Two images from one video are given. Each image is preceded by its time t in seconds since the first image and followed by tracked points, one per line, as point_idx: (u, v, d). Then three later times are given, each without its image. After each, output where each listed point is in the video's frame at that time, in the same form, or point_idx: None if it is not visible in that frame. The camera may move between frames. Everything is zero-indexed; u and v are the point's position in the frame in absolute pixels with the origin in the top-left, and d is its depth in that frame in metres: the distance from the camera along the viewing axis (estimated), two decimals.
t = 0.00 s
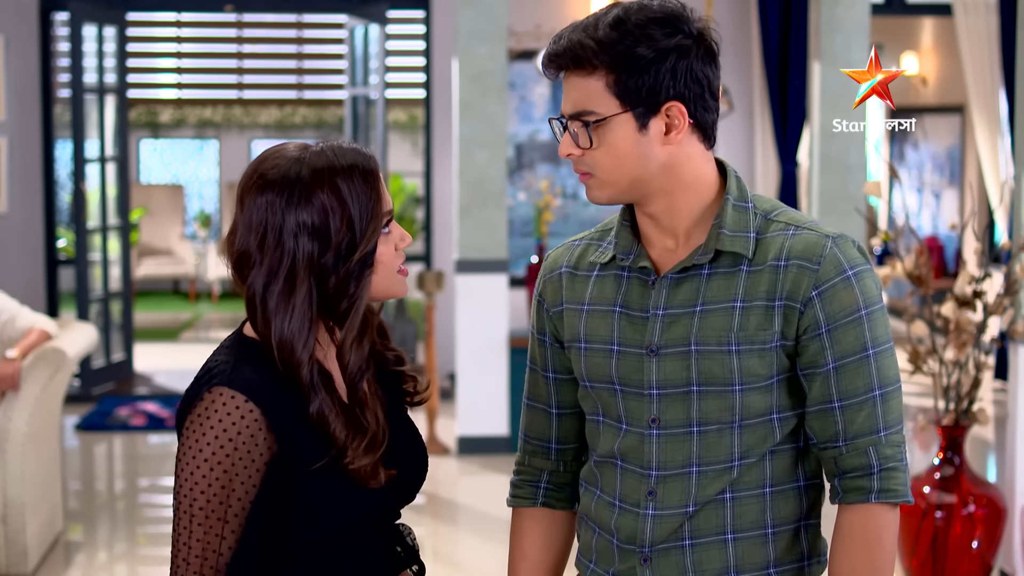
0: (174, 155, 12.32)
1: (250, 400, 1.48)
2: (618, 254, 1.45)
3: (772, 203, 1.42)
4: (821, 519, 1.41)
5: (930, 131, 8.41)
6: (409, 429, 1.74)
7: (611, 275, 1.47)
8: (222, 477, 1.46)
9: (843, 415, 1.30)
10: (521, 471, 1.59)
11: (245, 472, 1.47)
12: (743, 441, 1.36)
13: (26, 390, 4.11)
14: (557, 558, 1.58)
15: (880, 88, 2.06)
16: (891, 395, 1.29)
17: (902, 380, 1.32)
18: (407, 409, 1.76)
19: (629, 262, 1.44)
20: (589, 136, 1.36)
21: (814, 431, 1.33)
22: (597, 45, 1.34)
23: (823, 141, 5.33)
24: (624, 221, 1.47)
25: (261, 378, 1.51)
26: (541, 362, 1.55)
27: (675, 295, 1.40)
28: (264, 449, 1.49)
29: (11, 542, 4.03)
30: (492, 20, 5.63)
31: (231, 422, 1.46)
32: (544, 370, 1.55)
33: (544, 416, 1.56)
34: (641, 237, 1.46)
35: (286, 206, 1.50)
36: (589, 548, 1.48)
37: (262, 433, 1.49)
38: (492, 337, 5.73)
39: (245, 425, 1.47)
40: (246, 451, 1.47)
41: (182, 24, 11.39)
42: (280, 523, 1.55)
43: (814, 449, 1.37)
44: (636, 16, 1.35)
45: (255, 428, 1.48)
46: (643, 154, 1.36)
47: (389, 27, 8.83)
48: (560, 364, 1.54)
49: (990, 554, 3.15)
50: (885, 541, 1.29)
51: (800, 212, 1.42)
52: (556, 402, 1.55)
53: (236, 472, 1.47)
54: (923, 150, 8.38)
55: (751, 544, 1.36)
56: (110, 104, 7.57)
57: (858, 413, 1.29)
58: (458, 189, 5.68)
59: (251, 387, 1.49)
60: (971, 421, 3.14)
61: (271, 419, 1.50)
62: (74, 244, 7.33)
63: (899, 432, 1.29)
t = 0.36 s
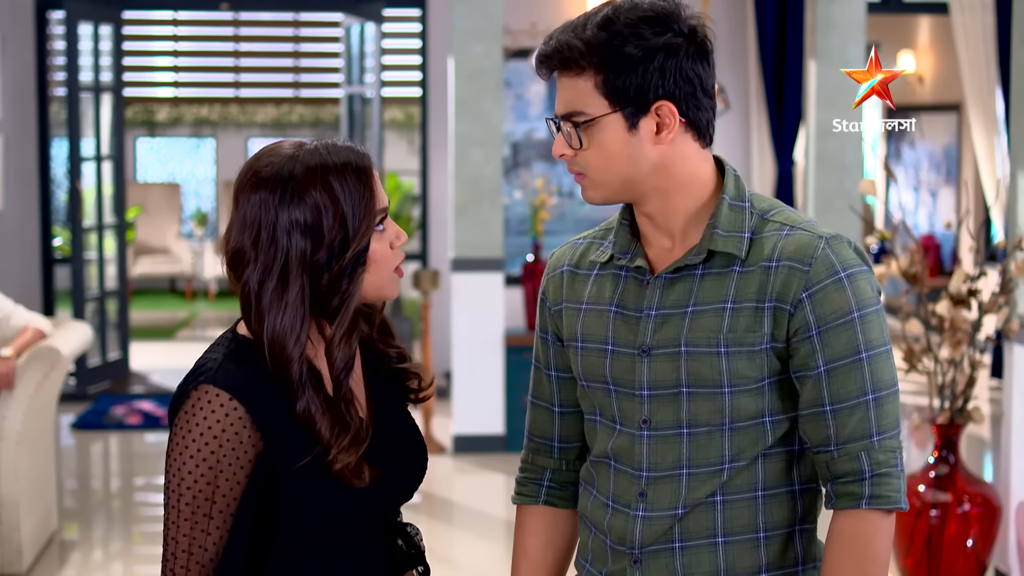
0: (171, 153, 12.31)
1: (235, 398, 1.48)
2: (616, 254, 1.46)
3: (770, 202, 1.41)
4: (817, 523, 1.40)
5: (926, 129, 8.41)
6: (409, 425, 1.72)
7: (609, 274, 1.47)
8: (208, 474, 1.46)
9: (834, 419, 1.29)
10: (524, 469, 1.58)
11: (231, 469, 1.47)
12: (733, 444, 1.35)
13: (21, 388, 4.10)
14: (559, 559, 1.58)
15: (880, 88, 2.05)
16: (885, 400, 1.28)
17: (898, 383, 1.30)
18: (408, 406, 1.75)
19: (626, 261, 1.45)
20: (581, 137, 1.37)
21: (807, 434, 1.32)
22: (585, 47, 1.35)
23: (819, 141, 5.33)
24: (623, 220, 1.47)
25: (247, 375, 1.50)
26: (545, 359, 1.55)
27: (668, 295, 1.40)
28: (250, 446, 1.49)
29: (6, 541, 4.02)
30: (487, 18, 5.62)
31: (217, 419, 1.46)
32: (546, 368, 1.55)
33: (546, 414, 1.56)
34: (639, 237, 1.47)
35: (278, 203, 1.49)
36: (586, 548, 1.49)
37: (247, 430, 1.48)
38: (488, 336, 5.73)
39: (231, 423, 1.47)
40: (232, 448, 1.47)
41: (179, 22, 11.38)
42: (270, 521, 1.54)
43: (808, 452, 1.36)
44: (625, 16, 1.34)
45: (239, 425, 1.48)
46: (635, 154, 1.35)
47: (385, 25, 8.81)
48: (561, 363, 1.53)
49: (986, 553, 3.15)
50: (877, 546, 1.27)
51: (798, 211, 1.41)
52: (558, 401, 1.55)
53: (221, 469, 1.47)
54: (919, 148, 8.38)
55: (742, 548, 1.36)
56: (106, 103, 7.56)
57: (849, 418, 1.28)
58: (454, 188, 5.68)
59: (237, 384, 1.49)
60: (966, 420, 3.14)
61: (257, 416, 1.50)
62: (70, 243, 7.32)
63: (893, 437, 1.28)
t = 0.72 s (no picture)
0: (162, 153, 12.22)
1: (225, 398, 1.48)
2: (609, 254, 1.46)
3: (762, 203, 1.40)
4: (807, 528, 1.40)
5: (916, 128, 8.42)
6: (397, 425, 1.70)
7: (603, 275, 1.47)
8: (198, 474, 1.46)
9: (820, 424, 1.28)
10: (524, 467, 1.59)
11: (220, 469, 1.47)
12: (719, 447, 1.35)
13: (9, 388, 4.09)
14: (557, 559, 1.58)
15: (879, 87, 2.04)
16: (873, 406, 1.27)
17: (888, 389, 1.29)
18: (399, 407, 1.74)
19: (619, 261, 1.45)
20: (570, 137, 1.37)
21: (794, 438, 1.32)
22: (571, 47, 1.35)
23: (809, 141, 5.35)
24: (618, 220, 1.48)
25: (236, 375, 1.50)
26: (544, 359, 1.56)
27: (657, 296, 1.40)
28: (239, 447, 1.48)
29: None
30: (477, 18, 5.62)
31: (207, 419, 1.46)
32: (544, 367, 1.55)
33: (545, 412, 1.57)
34: (633, 237, 1.47)
35: (270, 201, 1.49)
36: (577, 548, 1.49)
37: (236, 429, 1.48)
38: (478, 336, 5.72)
39: (220, 422, 1.47)
40: (221, 448, 1.46)
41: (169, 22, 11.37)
42: (257, 521, 1.54)
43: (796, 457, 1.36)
44: (613, 16, 1.34)
45: (228, 425, 1.47)
46: (623, 155, 1.35)
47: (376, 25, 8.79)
48: (559, 362, 1.54)
49: (974, 553, 3.15)
50: (863, 552, 1.27)
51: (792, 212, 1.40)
52: (557, 401, 1.56)
53: (210, 468, 1.46)
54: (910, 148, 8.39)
55: (727, 552, 1.36)
56: (96, 103, 7.53)
57: (835, 423, 1.27)
58: (444, 188, 5.67)
59: (227, 383, 1.49)
60: (955, 419, 3.14)
61: (246, 416, 1.49)
62: (60, 243, 7.29)
63: (881, 443, 1.27)
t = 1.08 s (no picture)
0: (156, 152, 12.32)
1: (215, 396, 1.47)
2: (610, 254, 1.47)
3: (763, 204, 1.40)
4: (803, 532, 1.39)
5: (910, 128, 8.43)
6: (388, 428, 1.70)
7: (604, 274, 1.47)
8: (188, 472, 1.45)
9: (813, 428, 1.27)
10: (527, 466, 1.59)
11: (210, 467, 1.46)
12: (712, 450, 1.35)
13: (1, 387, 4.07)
14: (560, 557, 1.58)
15: (880, 88, 2.02)
16: (867, 411, 1.25)
17: (884, 394, 1.27)
18: (390, 410, 1.73)
19: (618, 260, 1.45)
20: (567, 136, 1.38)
21: (788, 442, 1.31)
22: (568, 46, 1.35)
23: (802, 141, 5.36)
24: (619, 219, 1.48)
25: (227, 374, 1.50)
26: (547, 357, 1.56)
27: (653, 297, 1.40)
28: (229, 446, 1.48)
29: None
30: (470, 18, 5.62)
31: (197, 418, 1.46)
32: (547, 365, 1.55)
33: (549, 410, 1.57)
34: (635, 236, 1.48)
35: (260, 199, 1.48)
36: (576, 548, 1.50)
37: (226, 428, 1.48)
38: (472, 335, 5.72)
39: (211, 421, 1.46)
40: (211, 447, 1.46)
41: (163, 22, 11.37)
42: (247, 521, 1.53)
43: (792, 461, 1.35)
44: (611, 15, 1.34)
45: (218, 423, 1.47)
46: (619, 155, 1.36)
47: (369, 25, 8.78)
48: (561, 361, 1.54)
49: (967, 552, 3.16)
50: (855, 560, 1.26)
51: (792, 213, 1.39)
52: (560, 399, 1.56)
53: (200, 467, 1.46)
54: (904, 148, 8.39)
55: (720, 555, 1.36)
56: (89, 103, 7.51)
57: (828, 428, 1.26)
58: (437, 188, 5.67)
59: (218, 382, 1.48)
60: (948, 419, 3.15)
61: (236, 415, 1.49)
62: (53, 243, 7.27)
63: (875, 450, 1.25)
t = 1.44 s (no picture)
0: (157, 152, 12.37)
1: (210, 385, 1.48)
2: (623, 254, 1.47)
3: (777, 207, 1.39)
4: (812, 537, 1.39)
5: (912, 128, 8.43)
6: (393, 430, 1.68)
7: (617, 274, 1.47)
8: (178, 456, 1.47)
9: (822, 433, 1.27)
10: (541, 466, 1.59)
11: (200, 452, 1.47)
12: (721, 453, 1.35)
13: (3, 388, 4.07)
14: (574, 557, 1.58)
15: (880, 88, 2.02)
16: (877, 416, 1.25)
17: (895, 400, 1.27)
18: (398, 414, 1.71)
19: (632, 261, 1.45)
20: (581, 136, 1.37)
21: (798, 447, 1.31)
22: (581, 45, 1.35)
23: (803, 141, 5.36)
24: (635, 219, 1.48)
25: (225, 363, 1.51)
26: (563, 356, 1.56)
27: (664, 298, 1.40)
28: (223, 434, 1.49)
29: None
30: (471, 18, 5.62)
31: (191, 406, 1.47)
32: (562, 365, 1.55)
33: (562, 410, 1.57)
34: (649, 237, 1.48)
35: (232, 197, 1.51)
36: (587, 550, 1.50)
37: (221, 416, 1.48)
38: (473, 335, 5.72)
39: (205, 408, 1.48)
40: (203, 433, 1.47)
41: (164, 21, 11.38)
42: (240, 512, 1.53)
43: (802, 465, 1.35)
44: (626, 15, 1.34)
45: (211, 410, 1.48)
46: (632, 154, 1.35)
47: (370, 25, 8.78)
48: (575, 360, 1.54)
49: (968, 553, 3.16)
50: (861, 567, 1.26)
51: (805, 217, 1.39)
52: (574, 399, 1.55)
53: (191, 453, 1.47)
54: (906, 148, 8.40)
55: (728, 559, 1.36)
56: (91, 103, 7.52)
57: (837, 432, 1.26)
58: (439, 187, 5.66)
59: (215, 371, 1.50)
60: (949, 419, 3.15)
61: (231, 403, 1.49)
62: (55, 243, 7.28)
63: (884, 456, 1.25)
